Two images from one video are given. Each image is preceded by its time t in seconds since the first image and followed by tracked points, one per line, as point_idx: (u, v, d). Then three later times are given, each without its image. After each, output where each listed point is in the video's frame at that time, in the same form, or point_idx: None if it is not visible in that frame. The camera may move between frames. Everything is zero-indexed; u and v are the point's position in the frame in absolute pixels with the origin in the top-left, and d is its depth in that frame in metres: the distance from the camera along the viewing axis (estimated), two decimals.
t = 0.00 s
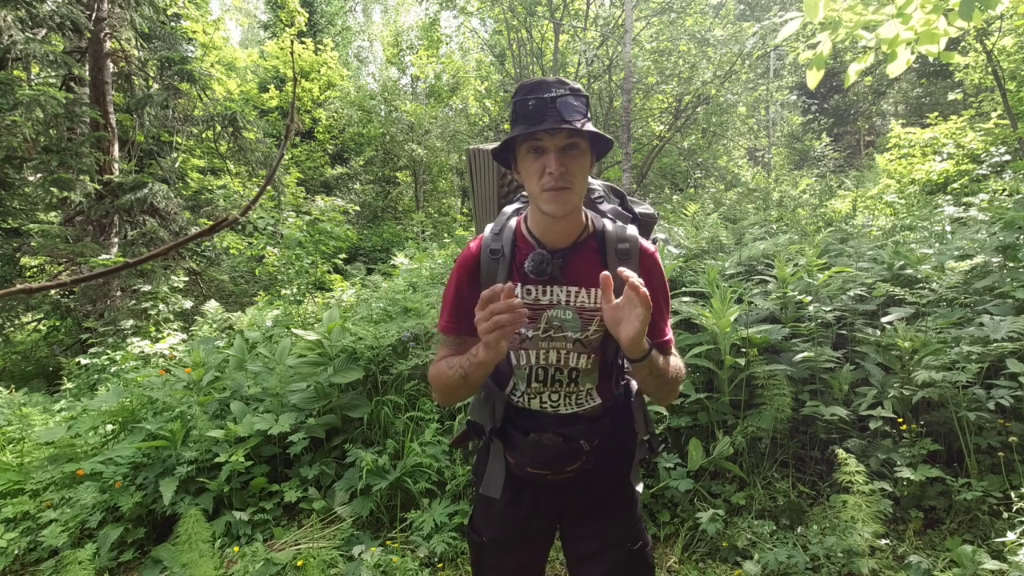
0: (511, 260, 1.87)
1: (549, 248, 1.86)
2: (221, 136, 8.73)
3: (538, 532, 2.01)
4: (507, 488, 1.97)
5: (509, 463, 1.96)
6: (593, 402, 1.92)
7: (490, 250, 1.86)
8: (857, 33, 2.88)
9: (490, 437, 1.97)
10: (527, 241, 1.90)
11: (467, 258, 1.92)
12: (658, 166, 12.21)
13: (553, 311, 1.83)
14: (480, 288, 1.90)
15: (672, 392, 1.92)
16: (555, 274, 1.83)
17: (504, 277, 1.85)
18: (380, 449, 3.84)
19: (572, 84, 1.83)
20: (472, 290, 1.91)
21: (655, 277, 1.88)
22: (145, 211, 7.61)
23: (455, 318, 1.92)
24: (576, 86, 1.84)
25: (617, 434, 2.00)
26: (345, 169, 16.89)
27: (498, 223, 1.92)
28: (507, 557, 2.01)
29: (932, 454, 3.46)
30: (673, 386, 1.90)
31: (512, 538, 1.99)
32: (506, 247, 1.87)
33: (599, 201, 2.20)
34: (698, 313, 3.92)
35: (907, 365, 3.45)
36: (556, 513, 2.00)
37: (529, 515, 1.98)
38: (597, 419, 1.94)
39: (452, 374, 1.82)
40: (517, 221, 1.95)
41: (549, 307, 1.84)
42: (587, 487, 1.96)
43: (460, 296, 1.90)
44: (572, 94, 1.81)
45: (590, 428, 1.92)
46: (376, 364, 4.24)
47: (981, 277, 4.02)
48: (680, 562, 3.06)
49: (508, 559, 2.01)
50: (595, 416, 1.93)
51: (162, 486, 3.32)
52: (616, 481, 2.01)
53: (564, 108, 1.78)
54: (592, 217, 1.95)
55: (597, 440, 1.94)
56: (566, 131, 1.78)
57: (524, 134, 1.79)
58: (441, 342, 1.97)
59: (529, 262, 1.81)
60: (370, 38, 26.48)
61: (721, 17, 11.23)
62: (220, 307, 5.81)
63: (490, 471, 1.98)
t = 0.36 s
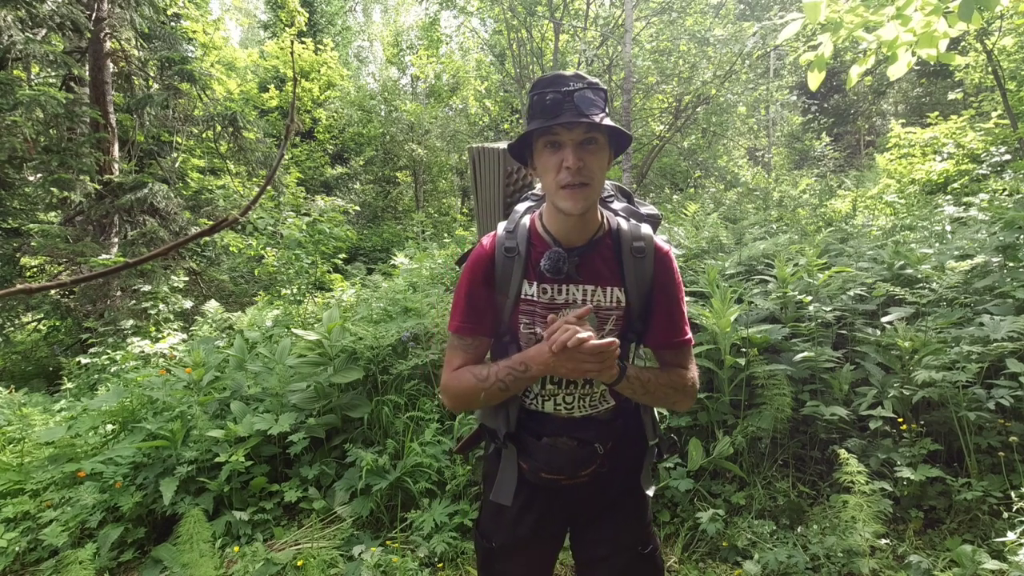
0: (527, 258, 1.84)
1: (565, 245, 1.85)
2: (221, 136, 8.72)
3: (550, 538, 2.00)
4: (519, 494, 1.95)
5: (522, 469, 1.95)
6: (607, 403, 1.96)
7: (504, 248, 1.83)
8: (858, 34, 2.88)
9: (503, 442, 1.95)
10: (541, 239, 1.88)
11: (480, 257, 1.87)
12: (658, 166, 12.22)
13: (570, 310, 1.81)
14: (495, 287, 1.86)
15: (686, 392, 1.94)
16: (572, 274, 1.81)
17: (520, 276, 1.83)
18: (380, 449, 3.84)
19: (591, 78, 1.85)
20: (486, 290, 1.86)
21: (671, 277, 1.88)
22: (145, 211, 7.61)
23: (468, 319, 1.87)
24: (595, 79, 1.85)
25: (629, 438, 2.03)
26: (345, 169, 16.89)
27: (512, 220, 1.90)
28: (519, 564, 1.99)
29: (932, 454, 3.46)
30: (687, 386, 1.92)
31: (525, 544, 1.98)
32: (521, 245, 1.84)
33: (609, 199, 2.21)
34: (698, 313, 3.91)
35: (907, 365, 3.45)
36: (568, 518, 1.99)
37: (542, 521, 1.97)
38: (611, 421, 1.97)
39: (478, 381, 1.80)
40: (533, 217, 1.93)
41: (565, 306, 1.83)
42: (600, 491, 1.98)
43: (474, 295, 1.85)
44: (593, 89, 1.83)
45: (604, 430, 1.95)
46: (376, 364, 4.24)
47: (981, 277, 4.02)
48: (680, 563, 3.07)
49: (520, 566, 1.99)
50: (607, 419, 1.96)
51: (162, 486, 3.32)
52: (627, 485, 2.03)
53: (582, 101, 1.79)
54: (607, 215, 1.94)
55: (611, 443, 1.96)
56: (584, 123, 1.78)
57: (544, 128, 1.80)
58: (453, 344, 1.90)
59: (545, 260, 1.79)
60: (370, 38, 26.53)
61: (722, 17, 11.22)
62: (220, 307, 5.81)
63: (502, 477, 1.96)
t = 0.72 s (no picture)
0: (524, 260, 1.83)
1: (563, 248, 1.83)
2: (221, 136, 8.72)
3: (552, 539, 2.00)
4: (521, 496, 1.95)
5: (523, 471, 1.96)
6: (609, 406, 1.94)
7: (501, 251, 1.83)
8: (858, 34, 2.89)
9: (503, 444, 1.95)
10: (539, 241, 1.86)
11: (477, 259, 1.88)
12: (658, 166, 12.22)
13: (566, 313, 1.79)
14: (493, 290, 1.86)
15: (689, 395, 1.91)
16: (569, 277, 1.80)
17: (517, 278, 1.82)
18: (380, 449, 3.84)
19: (590, 83, 1.83)
20: (484, 292, 1.87)
21: (672, 279, 1.84)
22: (145, 211, 7.61)
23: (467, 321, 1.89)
24: (595, 83, 1.83)
25: (634, 441, 2.01)
26: (345, 169, 16.89)
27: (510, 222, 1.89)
28: (520, 564, 2.00)
29: (932, 454, 3.46)
30: (689, 390, 1.89)
31: (527, 546, 1.98)
32: (518, 247, 1.83)
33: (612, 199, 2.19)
34: (698, 313, 3.91)
35: (907, 365, 3.45)
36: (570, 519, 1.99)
37: (543, 522, 1.97)
38: (613, 425, 1.95)
39: (473, 383, 1.82)
40: (531, 219, 1.92)
41: (563, 309, 1.81)
42: (602, 493, 1.97)
43: (471, 297, 1.86)
44: (591, 95, 1.80)
45: (606, 434, 1.93)
46: (376, 365, 4.24)
47: (981, 277, 4.02)
48: (681, 562, 3.07)
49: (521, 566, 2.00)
50: (609, 422, 1.95)
51: (162, 486, 3.32)
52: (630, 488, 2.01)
53: (578, 108, 1.78)
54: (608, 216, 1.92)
55: (613, 446, 1.95)
56: (580, 130, 1.76)
57: (540, 134, 1.78)
58: (451, 345, 1.93)
59: (542, 263, 1.78)
60: (370, 38, 26.56)
61: (722, 17, 11.22)
62: (220, 307, 5.81)
63: (503, 478, 1.97)
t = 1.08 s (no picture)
0: (506, 261, 1.85)
1: (543, 250, 1.82)
2: (221, 136, 8.72)
3: (546, 540, 1.99)
4: (513, 493, 1.97)
5: (514, 469, 1.97)
6: (598, 406, 1.91)
7: (484, 253, 1.87)
8: (858, 34, 2.89)
9: (494, 440, 1.99)
10: (522, 243, 1.87)
11: (464, 263, 1.94)
12: (658, 166, 12.22)
13: (546, 313, 1.78)
14: (479, 291, 1.92)
15: (681, 397, 1.80)
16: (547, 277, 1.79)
17: (498, 280, 1.85)
18: (380, 449, 3.85)
19: (554, 93, 1.76)
20: (471, 293, 1.94)
21: (656, 277, 1.75)
22: (145, 211, 7.61)
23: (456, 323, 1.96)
24: (562, 91, 1.77)
25: (627, 441, 1.97)
26: (345, 169, 16.90)
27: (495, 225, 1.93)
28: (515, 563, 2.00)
29: (932, 454, 3.46)
30: (680, 390, 1.78)
31: (520, 544, 1.98)
32: (501, 249, 1.87)
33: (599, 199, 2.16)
34: (698, 313, 3.91)
35: (907, 365, 3.45)
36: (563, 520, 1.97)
37: (535, 522, 1.97)
38: (604, 426, 1.92)
39: (458, 383, 1.89)
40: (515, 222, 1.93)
41: (545, 308, 1.80)
42: (594, 493, 1.94)
43: (460, 298, 1.94)
44: (552, 104, 1.74)
45: (596, 434, 1.91)
46: (376, 364, 4.24)
47: (981, 277, 4.02)
48: (681, 562, 3.07)
49: (516, 565, 2.00)
50: (598, 422, 1.92)
51: (162, 486, 3.32)
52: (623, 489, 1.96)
53: (537, 120, 1.73)
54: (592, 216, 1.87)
55: (603, 447, 1.93)
56: (541, 146, 1.70)
57: (501, 148, 1.76)
58: (445, 346, 2.01)
59: (520, 265, 1.79)
60: (370, 38, 26.58)
61: (721, 17, 11.22)
62: (220, 306, 5.81)
63: (497, 475, 2.00)
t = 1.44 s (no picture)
0: (490, 258, 1.90)
1: (522, 247, 1.82)
2: (222, 136, 8.72)
3: (528, 536, 1.98)
4: (493, 488, 1.98)
5: (495, 463, 1.98)
6: (577, 403, 1.89)
7: (470, 249, 1.93)
8: (858, 34, 2.89)
9: (476, 433, 2.01)
10: (506, 241, 1.90)
11: (454, 260, 2.00)
12: (658, 166, 12.22)
13: (525, 309, 1.78)
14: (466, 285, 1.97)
15: (658, 398, 1.74)
16: (524, 274, 1.79)
17: (481, 276, 1.89)
18: (380, 449, 3.85)
19: (514, 93, 1.71)
20: (459, 288, 2.01)
21: (634, 277, 1.70)
22: (145, 211, 7.62)
23: (445, 317, 2.02)
24: (524, 91, 1.72)
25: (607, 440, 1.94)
26: (345, 169, 16.91)
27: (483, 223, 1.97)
28: (498, 558, 1.99)
29: (932, 454, 3.46)
30: (658, 392, 1.72)
31: (502, 540, 1.98)
32: (486, 246, 1.91)
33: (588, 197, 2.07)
34: (698, 313, 3.91)
35: (907, 365, 3.45)
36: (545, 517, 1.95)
37: (516, 518, 1.97)
38: (583, 424, 1.91)
39: (441, 374, 1.94)
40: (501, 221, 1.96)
41: (525, 305, 1.80)
42: (573, 491, 1.92)
43: (450, 291, 2.01)
44: (510, 106, 1.70)
45: (574, 432, 1.89)
46: (376, 365, 4.24)
47: (981, 277, 4.02)
48: (681, 562, 3.07)
49: (498, 560, 1.99)
50: (577, 420, 1.90)
51: (162, 486, 3.32)
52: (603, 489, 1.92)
53: (494, 121, 1.70)
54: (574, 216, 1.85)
55: (582, 445, 1.90)
56: (502, 144, 1.67)
57: (461, 149, 1.75)
58: (436, 339, 2.08)
59: (499, 261, 1.80)
60: (370, 38, 26.60)
61: (722, 17, 11.22)
62: (220, 306, 5.80)
63: (479, 467, 2.02)
